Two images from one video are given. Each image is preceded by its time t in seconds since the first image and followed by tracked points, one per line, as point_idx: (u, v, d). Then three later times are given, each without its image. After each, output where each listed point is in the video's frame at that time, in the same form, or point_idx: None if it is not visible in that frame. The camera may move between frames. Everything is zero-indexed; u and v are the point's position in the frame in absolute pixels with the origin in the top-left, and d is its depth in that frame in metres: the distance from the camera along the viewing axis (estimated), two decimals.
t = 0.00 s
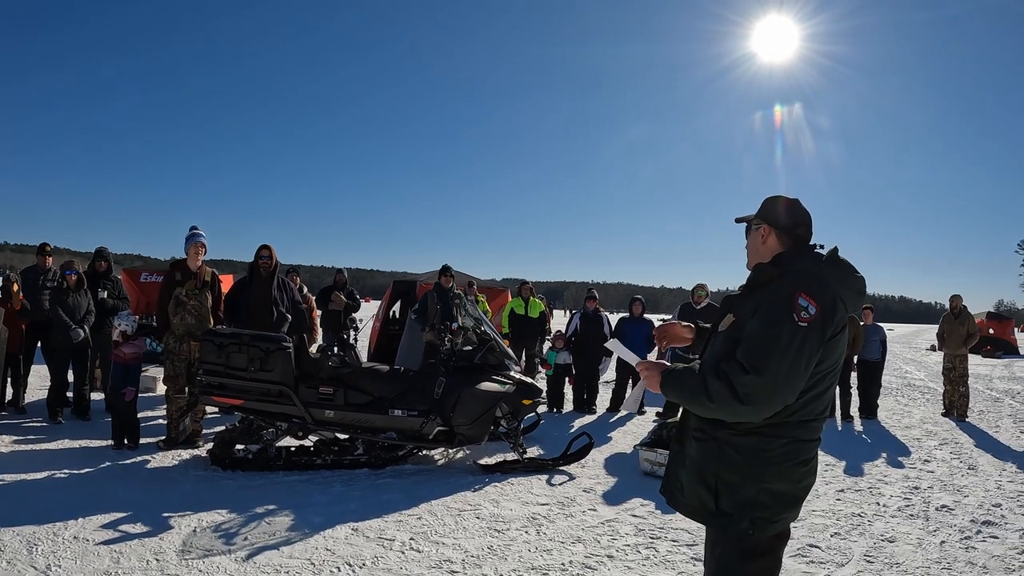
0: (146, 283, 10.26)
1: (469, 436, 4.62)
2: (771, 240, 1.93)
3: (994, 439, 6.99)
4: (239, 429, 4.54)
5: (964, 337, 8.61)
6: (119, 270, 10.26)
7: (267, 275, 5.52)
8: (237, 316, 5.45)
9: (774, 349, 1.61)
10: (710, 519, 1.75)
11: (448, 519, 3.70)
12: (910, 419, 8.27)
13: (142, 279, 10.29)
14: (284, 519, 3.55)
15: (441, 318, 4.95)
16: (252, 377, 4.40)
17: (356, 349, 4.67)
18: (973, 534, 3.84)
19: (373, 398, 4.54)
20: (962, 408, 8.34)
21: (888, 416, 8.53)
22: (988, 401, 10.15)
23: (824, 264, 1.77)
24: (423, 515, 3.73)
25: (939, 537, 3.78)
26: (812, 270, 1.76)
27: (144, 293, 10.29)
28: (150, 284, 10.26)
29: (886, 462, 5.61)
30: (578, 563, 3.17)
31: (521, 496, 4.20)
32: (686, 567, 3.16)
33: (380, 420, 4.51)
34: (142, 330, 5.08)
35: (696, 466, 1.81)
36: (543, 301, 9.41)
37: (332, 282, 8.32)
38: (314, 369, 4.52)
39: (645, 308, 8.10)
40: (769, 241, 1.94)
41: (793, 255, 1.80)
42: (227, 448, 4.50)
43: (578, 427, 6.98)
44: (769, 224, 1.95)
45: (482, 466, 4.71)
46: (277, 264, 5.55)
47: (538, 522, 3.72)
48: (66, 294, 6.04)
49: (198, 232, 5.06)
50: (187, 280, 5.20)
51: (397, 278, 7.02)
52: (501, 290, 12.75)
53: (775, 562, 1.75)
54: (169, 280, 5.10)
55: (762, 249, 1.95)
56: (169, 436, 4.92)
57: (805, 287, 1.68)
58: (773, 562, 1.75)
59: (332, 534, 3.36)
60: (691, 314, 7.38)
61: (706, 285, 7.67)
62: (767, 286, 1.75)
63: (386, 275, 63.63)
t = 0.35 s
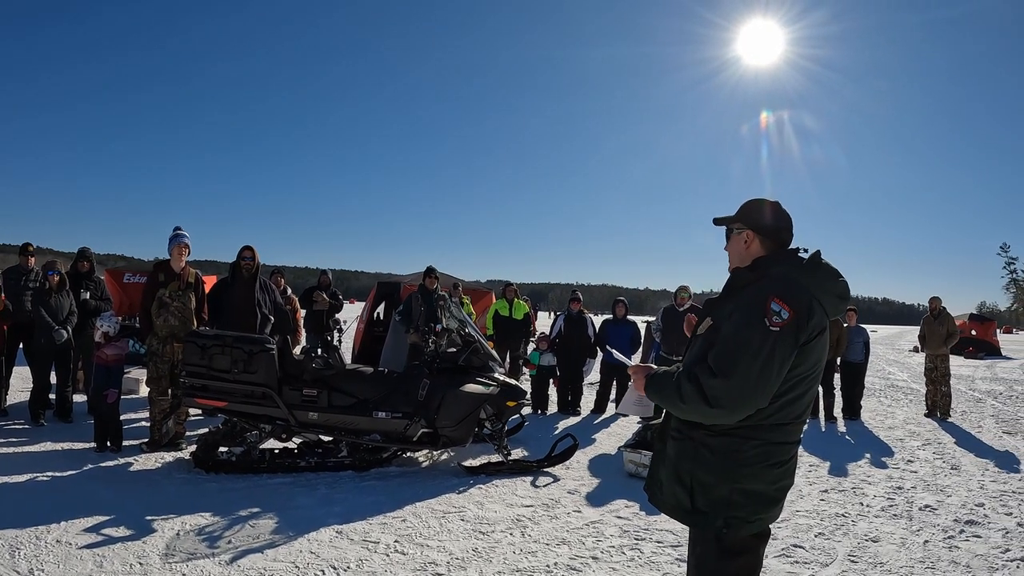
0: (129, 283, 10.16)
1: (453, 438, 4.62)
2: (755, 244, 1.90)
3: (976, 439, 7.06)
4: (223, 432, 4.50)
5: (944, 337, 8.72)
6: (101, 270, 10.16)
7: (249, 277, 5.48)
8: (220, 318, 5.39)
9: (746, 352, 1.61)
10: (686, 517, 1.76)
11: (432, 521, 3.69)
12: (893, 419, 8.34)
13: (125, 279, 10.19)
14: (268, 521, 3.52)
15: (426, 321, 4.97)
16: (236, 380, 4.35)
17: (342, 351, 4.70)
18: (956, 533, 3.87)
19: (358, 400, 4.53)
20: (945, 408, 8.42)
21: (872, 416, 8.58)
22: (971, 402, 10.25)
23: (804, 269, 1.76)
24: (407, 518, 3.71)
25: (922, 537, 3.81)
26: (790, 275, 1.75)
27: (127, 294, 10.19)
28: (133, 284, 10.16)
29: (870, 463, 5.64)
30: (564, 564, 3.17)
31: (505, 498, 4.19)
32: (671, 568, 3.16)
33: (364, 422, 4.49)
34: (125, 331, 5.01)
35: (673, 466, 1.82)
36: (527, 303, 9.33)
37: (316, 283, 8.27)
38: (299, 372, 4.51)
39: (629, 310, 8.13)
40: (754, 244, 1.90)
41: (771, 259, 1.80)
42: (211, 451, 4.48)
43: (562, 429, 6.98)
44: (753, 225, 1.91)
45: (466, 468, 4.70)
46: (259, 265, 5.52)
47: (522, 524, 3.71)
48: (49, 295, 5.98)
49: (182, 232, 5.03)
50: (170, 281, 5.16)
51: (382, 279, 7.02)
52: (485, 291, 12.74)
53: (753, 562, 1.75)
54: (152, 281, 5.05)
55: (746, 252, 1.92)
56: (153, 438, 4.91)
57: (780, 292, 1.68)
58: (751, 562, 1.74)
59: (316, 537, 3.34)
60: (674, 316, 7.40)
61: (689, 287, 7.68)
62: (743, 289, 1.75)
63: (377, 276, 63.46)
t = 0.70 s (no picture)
0: (94, 282, 9.99)
1: (422, 439, 4.57)
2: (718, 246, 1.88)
3: (941, 437, 7.20)
4: (189, 434, 4.46)
5: (912, 338, 8.88)
6: (66, 270, 9.95)
7: (214, 277, 5.38)
8: (186, 319, 5.30)
9: (706, 352, 1.61)
10: (654, 516, 1.77)
11: (401, 523, 3.67)
12: (860, 419, 8.49)
13: (90, 279, 10.02)
14: (237, 525, 3.48)
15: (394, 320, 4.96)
16: (202, 381, 4.30)
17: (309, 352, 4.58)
18: (922, 530, 3.93)
19: (326, 401, 4.49)
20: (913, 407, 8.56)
21: (839, 416, 8.70)
22: (936, 401, 10.47)
23: (766, 269, 1.77)
24: (377, 520, 3.69)
25: (889, 534, 3.87)
26: (753, 275, 1.76)
27: (92, 294, 10.00)
28: (99, 283, 9.99)
29: (837, 461, 5.73)
30: (534, 565, 3.17)
31: (474, 499, 4.18)
32: (641, 567, 3.18)
33: (332, 423, 4.45)
34: (90, 331, 4.91)
35: (641, 465, 1.83)
36: (495, 303, 9.37)
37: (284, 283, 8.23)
38: (266, 372, 4.45)
39: (596, 311, 8.18)
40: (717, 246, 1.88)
41: (735, 260, 1.81)
42: (177, 453, 4.42)
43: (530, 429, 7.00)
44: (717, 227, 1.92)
45: (436, 469, 4.67)
46: (225, 265, 5.43)
47: (492, 525, 3.70)
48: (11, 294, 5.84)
49: (149, 231, 4.94)
50: (136, 281, 5.07)
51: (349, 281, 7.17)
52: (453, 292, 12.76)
53: (721, 560, 1.75)
54: (118, 281, 4.97)
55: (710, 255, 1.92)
56: (118, 441, 4.84)
57: (742, 292, 1.68)
58: (719, 561, 1.75)
59: (285, 540, 3.30)
60: (642, 318, 7.42)
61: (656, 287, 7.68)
62: (706, 290, 1.77)
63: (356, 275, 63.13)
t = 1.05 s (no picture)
0: (37, 275, 9.72)
1: (370, 438, 4.56)
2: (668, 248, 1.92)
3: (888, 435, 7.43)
4: (134, 432, 4.37)
5: (862, 340, 9.14)
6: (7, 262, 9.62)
7: (161, 271, 5.22)
8: (131, 314, 5.12)
9: (659, 353, 1.62)
10: (606, 515, 1.78)
11: (350, 523, 3.63)
12: (804, 418, 8.69)
13: (33, 271, 9.73)
14: (183, 526, 3.40)
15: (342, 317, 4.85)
16: (146, 378, 4.18)
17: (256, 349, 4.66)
18: (866, 526, 4.04)
19: (273, 399, 4.45)
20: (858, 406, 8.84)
21: (784, 416, 8.82)
22: (878, 401, 10.79)
23: (717, 273, 1.80)
24: (326, 520, 3.64)
25: (835, 530, 3.96)
26: (703, 279, 1.78)
27: (34, 287, 9.72)
28: (41, 277, 9.72)
29: (783, 459, 5.85)
30: (485, 564, 3.16)
31: (423, 498, 4.15)
32: (591, 565, 3.20)
33: (280, 422, 4.42)
34: (32, 326, 4.76)
35: (592, 465, 1.83)
36: (444, 301, 9.39)
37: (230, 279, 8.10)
38: (212, 370, 4.34)
39: (546, 310, 8.28)
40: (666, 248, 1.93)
41: (686, 263, 1.83)
42: (122, 453, 4.30)
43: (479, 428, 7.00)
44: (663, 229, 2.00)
45: (383, 468, 4.65)
46: (171, 258, 5.28)
47: (441, 524, 3.69)
48: None
49: (94, 223, 4.81)
50: (80, 274, 4.93)
51: (297, 277, 7.19)
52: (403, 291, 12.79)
53: (672, 558, 1.78)
54: (61, 274, 4.82)
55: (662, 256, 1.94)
56: (61, 441, 4.69)
57: (693, 294, 1.70)
58: (670, 559, 1.77)
59: (232, 542, 3.24)
60: (591, 317, 7.47)
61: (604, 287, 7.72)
62: (658, 292, 1.77)
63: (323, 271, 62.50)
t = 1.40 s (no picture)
0: None
1: (307, 435, 4.52)
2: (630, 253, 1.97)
3: (823, 433, 7.68)
4: (65, 431, 4.21)
5: (799, 341, 9.42)
6: None
7: (94, 261, 5.07)
8: (60, 305, 4.98)
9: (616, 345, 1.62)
10: (560, 518, 1.77)
11: (289, 524, 3.59)
12: (739, 416, 8.92)
13: None
14: (118, 530, 3.30)
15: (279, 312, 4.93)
16: (77, 374, 4.05)
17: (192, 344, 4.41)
18: (802, 522, 4.16)
19: (208, 396, 4.34)
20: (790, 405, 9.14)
21: (718, 414, 9.02)
22: (809, 400, 11.19)
23: (675, 280, 1.83)
24: (264, 521, 3.59)
25: (772, 525, 4.07)
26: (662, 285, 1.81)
27: None
28: None
29: (719, 457, 5.98)
30: (428, 565, 3.15)
31: (363, 497, 4.14)
32: (534, 563, 3.22)
33: (215, 420, 4.33)
34: None
35: (545, 468, 1.81)
36: (381, 296, 9.46)
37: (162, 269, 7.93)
38: (145, 365, 4.26)
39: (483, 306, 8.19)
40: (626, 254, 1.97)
41: (645, 269, 1.86)
42: (51, 453, 4.16)
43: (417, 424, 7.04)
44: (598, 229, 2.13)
45: (321, 466, 4.63)
46: (106, 247, 5.13)
47: (382, 524, 3.67)
48: None
49: (25, 210, 4.66)
50: (7, 262, 4.81)
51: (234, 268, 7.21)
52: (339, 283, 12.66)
53: (625, 558, 1.79)
54: None
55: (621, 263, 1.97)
56: None
57: (652, 296, 1.72)
58: (622, 559, 1.79)
59: (169, 546, 3.15)
60: (527, 315, 7.56)
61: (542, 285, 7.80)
62: (617, 292, 1.79)
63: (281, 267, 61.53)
